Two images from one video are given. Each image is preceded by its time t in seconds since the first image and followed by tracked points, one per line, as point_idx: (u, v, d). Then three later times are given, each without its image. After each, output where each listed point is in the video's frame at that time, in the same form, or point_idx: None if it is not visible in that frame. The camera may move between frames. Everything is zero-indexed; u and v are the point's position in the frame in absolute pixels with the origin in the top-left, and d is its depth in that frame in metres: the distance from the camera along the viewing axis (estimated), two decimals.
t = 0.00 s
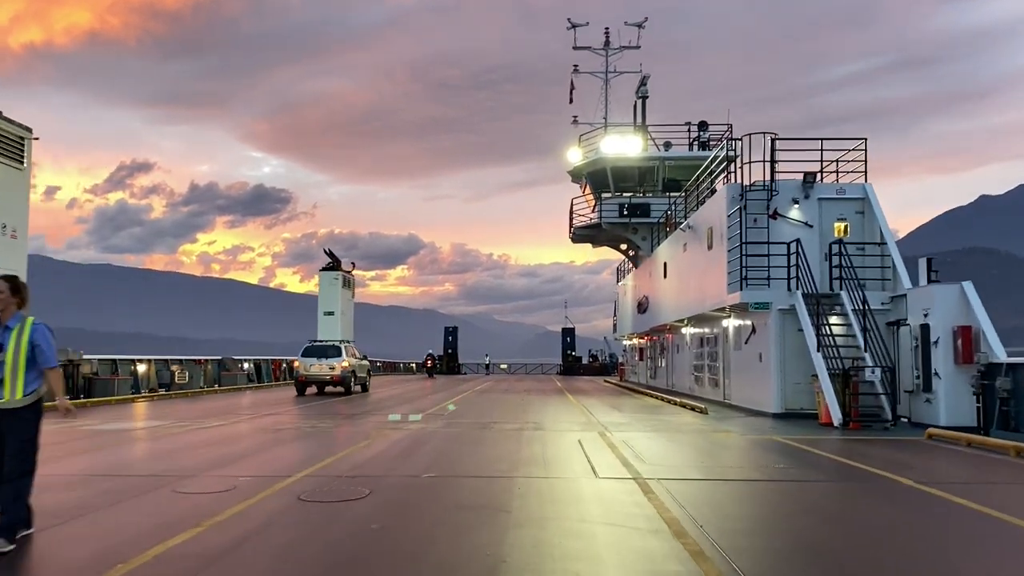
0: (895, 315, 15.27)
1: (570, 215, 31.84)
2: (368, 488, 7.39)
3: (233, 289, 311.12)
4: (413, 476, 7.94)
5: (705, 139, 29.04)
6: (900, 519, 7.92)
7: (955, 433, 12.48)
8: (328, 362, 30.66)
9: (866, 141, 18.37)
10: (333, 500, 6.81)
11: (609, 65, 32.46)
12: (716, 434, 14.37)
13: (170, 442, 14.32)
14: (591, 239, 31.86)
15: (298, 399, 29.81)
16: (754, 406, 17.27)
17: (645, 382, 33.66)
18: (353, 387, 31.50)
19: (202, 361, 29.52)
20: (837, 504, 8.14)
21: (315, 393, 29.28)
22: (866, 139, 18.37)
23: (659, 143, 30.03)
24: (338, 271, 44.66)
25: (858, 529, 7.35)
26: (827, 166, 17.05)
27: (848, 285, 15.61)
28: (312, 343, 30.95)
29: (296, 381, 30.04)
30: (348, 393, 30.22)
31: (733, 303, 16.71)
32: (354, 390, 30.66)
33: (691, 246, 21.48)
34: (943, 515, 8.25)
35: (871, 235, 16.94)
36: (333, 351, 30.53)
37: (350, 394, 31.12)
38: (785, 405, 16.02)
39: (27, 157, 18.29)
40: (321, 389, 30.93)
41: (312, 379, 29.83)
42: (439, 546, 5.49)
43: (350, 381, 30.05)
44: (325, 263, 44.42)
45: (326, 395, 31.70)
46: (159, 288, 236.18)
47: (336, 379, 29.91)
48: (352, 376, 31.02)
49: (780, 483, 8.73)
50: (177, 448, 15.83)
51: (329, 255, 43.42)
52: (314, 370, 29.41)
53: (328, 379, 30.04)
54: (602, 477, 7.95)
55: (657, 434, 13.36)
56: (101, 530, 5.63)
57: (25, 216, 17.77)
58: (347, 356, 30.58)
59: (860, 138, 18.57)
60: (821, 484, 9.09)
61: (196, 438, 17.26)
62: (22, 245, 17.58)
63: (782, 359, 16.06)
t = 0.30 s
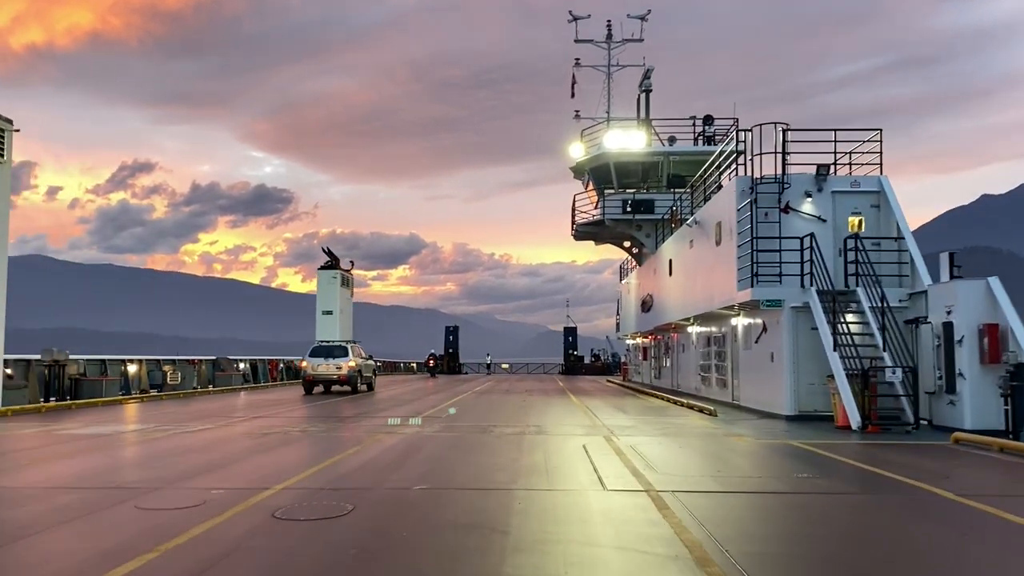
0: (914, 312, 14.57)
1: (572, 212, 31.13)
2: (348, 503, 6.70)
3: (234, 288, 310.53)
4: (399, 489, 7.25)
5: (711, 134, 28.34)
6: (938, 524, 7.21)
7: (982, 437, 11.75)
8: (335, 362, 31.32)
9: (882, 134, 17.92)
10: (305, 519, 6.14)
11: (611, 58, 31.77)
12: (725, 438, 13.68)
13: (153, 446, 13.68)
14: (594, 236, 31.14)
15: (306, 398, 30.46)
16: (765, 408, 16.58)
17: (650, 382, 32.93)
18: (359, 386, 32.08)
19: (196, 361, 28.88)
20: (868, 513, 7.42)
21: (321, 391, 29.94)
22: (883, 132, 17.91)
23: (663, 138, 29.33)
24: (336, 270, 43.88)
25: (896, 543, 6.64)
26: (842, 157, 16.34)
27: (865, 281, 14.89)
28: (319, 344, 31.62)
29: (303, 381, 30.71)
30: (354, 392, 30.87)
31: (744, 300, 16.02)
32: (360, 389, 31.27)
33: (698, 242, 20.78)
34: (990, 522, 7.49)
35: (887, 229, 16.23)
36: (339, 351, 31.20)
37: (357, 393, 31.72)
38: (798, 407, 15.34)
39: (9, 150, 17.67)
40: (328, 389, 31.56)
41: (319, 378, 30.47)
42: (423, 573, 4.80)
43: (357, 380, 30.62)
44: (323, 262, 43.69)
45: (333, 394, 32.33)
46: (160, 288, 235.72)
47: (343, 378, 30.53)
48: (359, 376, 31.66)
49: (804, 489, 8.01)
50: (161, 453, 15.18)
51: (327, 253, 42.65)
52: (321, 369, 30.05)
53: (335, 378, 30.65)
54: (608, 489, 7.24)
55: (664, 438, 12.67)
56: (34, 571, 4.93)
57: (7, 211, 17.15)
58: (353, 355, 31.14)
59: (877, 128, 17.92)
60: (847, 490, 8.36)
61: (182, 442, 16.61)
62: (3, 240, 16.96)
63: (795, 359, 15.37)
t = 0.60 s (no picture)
0: (933, 309, 13.88)
1: (573, 208, 30.44)
2: (327, 521, 6.04)
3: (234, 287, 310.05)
4: (387, 505, 6.55)
5: (716, 127, 27.72)
6: (982, 543, 6.49)
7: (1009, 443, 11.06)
8: (341, 361, 31.73)
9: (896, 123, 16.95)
10: (279, 542, 5.47)
11: (614, 51, 31.12)
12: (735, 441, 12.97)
13: (134, 451, 13.02)
14: (596, 232, 30.45)
15: (312, 398, 30.92)
16: (776, 410, 15.91)
17: (653, 382, 32.23)
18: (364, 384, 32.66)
19: (188, 362, 28.18)
20: (901, 528, 6.73)
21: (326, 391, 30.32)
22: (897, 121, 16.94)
23: (667, 132, 28.68)
24: (334, 269, 43.13)
25: (933, 562, 5.96)
26: (856, 148, 15.64)
27: (881, 277, 14.21)
28: (326, 344, 32.05)
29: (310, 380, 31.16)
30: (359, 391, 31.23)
31: (754, 298, 15.34)
32: (365, 388, 31.81)
33: (705, 238, 20.10)
34: None
35: (903, 223, 15.55)
36: (345, 351, 31.57)
37: (361, 392, 32.23)
38: (811, 409, 14.67)
39: None
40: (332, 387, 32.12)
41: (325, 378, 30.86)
42: None
43: (362, 379, 31.17)
44: (320, 261, 42.95)
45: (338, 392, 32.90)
46: (160, 287, 235.17)
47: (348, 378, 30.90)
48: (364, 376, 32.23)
49: (827, 499, 7.31)
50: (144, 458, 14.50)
51: (325, 252, 41.96)
52: (326, 368, 30.46)
53: (340, 378, 31.18)
54: (616, 504, 6.54)
55: (671, 441, 12.01)
56: None
57: None
58: (358, 355, 31.64)
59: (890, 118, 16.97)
60: (873, 500, 7.68)
61: (167, 446, 15.90)
62: None
63: (807, 358, 14.70)
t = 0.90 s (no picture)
0: (954, 307, 13.21)
1: (575, 205, 29.77)
2: (306, 545, 5.36)
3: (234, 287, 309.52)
4: (373, 525, 5.87)
5: (720, 121, 27.09)
6: None
7: None
8: (347, 360, 32.60)
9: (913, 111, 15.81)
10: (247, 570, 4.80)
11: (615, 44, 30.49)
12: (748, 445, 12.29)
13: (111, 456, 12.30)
14: (598, 230, 29.79)
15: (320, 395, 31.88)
16: (787, 412, 15.25)
17: (656, 382, 31.59)
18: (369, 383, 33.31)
19: (181, 363, 27.54)
20: (944, 544, 6.01)
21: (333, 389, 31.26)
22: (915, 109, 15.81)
23: (670, 127, 28.04)
24: (332, 268, 42.50)
25: None
26: (872, 138, 14.96)
27: (899, 272, 13.54)
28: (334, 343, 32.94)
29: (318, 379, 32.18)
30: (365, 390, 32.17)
31: (765, 295, 14.68)
32: (370, 388, 32.45)
33: (711, 234, 19.44)
34: None
35: (921, 217, 14.88)
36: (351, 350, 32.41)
37: (366, 391, 32.86)
38: (825, 412, 14.00)
39: None
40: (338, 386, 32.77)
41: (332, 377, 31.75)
42: None
43: (368, 378, 31.89)
44: (318, 260, 42.32)
45: (343, 392, 33.54)
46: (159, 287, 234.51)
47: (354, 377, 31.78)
48: (369, 375, 32.92)
49: (859, 512, 6.61)
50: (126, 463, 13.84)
51: (323, 250, 41.37)
52: (333, 368, 31.33)
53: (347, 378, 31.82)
54: (628, 523, 5.86)
55: (679, 445, 11.31)
56: None
57: None
58: (363, 355, 32.31)
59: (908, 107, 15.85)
60: (909, 513, 6.96)
61: (152, 450, 15.23)
62: None
63: (821, 358, 14.04)
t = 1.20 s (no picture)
0: (976, 304, 12.57)
1: (577, 202, 29.07)
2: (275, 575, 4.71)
3: (233, 287, 308.63)
4: (353, 550, 5.21)
5: (726, 116, 26.42)
6: None
7: None
8: (352, 360, 32.90)
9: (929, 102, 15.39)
10: None
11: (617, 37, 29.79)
12: (760, 451, 11.62)
13: (85, 463, 11.61)
14: (600, 227, 29.11)
15: (323, 394, 32.07)
16: (799, 415, 14.58)
17: (659, 383, 30.93)
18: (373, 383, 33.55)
19: (173, 363, 26.86)
20: (997, 567, 5.34)
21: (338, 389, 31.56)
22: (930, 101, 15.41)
23: (674, 121, 27.36)
24: (329, 266, 41.77)
25: None
26: (887, 128, 14.30)
27: (919, 268, 12.87)
28: (338, 344, 33.26)
29: (323, 380, 32.53)
30: (370, 390, 32.49)
31: (777, 293, 14.02)
32: (375, 387, 32.69)
33: (718, 231, 18.78)
34: None
35: (940, 211, 14.21)
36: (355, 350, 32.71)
37: (370, 390, 33.07)
38: (840, 416, 13.35)
39: None
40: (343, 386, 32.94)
41: (337, 377, 32.08)
42: None
43: (373, 379, 32.20)
44: (315, 258, 41.61)
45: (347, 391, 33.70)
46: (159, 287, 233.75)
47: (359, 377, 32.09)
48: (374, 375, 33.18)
49: (898, 532, 5.94)
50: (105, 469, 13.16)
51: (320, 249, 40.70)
52: (338, 368, 31.66)
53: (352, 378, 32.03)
54: (642, 547, 5.18)
55: (689, 451, 10.62)
56: None
57: None
58: (369, 355, 32.57)
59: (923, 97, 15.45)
60: (951, 533, 6.29)
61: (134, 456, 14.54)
62: None
63: (836, 359, 13.39)
